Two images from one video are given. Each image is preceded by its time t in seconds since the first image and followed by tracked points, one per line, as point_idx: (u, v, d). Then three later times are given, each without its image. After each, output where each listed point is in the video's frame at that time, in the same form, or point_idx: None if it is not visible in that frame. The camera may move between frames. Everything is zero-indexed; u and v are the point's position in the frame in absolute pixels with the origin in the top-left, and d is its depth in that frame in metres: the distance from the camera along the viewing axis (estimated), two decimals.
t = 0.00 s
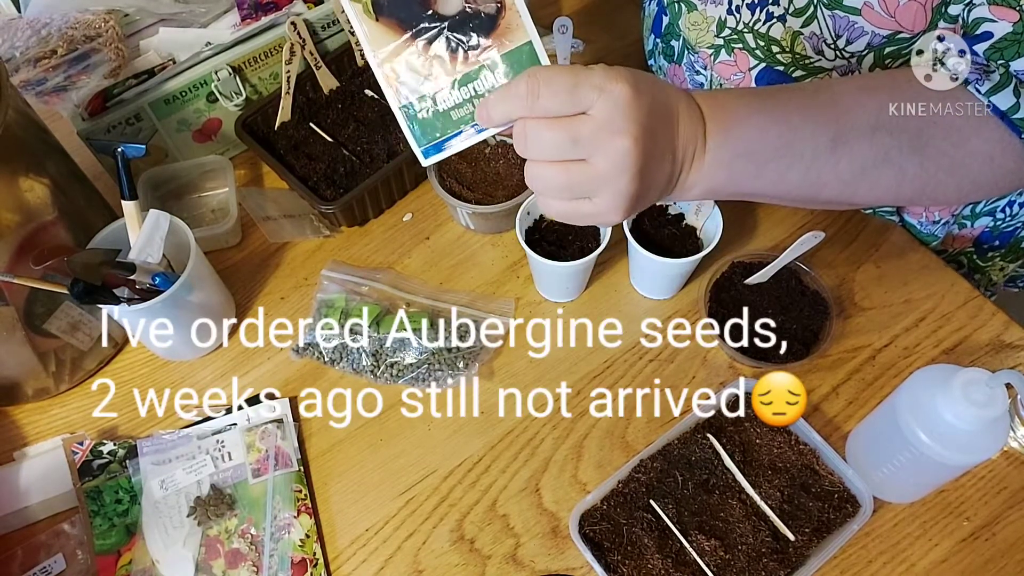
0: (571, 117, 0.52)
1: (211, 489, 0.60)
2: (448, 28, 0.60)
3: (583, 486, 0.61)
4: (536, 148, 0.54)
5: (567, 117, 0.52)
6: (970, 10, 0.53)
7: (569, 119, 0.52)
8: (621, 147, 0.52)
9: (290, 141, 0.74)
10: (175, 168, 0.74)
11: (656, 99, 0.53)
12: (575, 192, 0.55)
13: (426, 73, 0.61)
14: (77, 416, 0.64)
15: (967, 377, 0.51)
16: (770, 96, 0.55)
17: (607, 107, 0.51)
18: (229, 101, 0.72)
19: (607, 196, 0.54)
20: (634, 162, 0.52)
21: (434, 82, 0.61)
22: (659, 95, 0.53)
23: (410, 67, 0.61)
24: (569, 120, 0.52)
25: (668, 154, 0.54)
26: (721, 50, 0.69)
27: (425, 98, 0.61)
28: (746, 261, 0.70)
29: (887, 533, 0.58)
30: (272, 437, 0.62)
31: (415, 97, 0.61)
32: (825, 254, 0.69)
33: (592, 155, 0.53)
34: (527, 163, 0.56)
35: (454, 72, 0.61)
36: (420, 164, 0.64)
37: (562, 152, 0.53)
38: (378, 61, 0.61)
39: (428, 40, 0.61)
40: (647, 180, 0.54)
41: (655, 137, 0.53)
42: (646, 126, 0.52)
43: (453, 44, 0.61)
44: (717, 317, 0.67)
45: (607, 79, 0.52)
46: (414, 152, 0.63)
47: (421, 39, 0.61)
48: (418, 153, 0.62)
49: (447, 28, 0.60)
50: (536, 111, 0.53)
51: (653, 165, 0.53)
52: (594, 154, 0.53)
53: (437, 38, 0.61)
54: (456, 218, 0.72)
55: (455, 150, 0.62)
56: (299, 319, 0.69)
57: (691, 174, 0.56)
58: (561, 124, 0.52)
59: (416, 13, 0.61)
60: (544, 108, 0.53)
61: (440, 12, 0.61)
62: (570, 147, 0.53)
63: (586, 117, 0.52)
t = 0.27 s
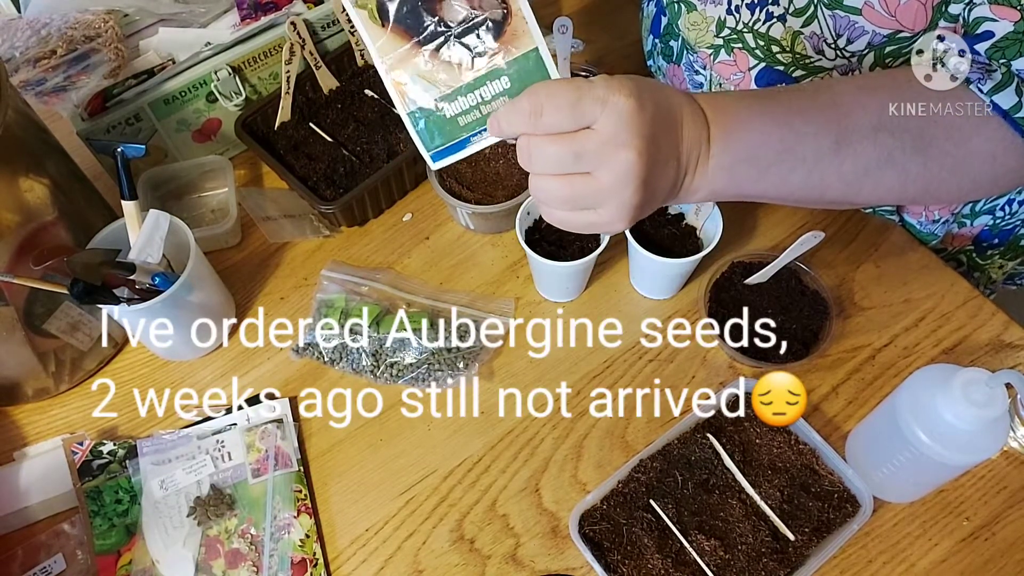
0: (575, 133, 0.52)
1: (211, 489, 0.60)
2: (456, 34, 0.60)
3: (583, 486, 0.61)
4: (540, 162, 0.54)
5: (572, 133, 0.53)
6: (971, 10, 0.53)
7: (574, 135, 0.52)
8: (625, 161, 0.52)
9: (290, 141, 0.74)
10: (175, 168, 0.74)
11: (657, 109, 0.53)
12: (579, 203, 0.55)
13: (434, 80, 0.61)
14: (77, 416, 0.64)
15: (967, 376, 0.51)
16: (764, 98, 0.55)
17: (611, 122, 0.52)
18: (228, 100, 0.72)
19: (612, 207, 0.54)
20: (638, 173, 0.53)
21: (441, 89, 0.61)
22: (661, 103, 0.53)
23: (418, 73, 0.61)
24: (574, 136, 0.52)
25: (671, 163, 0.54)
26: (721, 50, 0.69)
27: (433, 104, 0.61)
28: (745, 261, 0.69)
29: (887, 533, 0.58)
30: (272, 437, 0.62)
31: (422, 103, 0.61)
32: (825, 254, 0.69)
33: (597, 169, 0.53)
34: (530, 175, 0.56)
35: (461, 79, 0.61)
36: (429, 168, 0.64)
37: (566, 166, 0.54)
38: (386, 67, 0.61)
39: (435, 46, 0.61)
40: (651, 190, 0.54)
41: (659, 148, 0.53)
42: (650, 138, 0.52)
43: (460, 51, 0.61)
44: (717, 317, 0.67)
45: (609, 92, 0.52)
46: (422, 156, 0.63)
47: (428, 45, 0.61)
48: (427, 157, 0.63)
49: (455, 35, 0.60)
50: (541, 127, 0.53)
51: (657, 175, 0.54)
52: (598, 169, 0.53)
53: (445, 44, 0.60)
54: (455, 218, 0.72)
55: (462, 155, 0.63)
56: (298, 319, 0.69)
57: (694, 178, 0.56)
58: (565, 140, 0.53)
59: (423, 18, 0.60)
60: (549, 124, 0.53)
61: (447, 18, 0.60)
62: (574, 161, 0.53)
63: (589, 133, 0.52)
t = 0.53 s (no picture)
0: (563, 141, 0.53)
1: (211, 489, 0.60)
2: (454, 40, 0.60)
3: (583, 486, 0.61)
4: (530, 170, 0.55)
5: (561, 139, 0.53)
6: (969, 8, 0.53)
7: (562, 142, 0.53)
8: (614, 169, 0.52)
9: (289, 141, 0.74)
10: (175, 169, 0.74)
11: (647, 114, 0.53)
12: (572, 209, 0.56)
13: (431, 83, 0.61)
14: (77, 416, 0.64)
15: (967, 376, 0.51)
16: (764, 98, 0.55)
17: (597, 131, 0.52)
18: (228, 101, 0.72)
19: (603, 213, 0.55)
20: (627, 179, 0.53)
21: (438, 93, 0.61)
22: (651, 109, 0.53)
23: (416, 75, 0.61)
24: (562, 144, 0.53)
25: (664, 167, 0.54)
26: (720, 50, 0.69)
27: (428, 107, 0.61)
28: (745, 261, 0.69)
29: (886, 533, 0.58)
30: (272, 437, 0.62)
31: (419, 105, 0.61)
32: (825, 254, 0.69)
33: (586, 177, 0.54)
34: (524, 182, 0.57)
35: (457, 85, 0.61)
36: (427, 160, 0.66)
37: (555, 174, 0.54)
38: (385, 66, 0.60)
39: (433, 50, 0.60)
40: (642, 195, 0.55)
41: (649, 154, 0.53)
42: (639, 146, 0.52)
43: (458, 57, 0.60)
44: (717, 317, 0.67)
45: (596, 101, 0.52)
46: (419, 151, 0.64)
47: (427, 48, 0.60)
48: (424, 152, 0.64)
49: (453, 40, 0.60)
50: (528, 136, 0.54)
51: (648, 179, 0.54)
52: (587, 176, 0.54)
53: (442, 49, 0.60)
54: (456, 218, 0.72)
55: (458, 154, 0.64)
56: (299, 319, 0.69)
57: (691, 178, 0.56)
58: (552, 149, 0.53)
59: (422, 23, 0.60)
60: (536, 133, 0.53)
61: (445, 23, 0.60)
62: (563, 170, 0.54)
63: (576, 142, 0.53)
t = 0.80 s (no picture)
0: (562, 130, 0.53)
1: (211, 489, 0.60)
2: (453, 35, 0.60)
3: (583, 486, 0.61)
4: (530, 162, 0.55)
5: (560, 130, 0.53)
6: (970, 8, 0.53)
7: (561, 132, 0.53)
8: (613, 161, 0.52)
9: (289, 141, 0.74)
10: (174, 168, 0.74)
11: (646, 109, 0.53)
12: (571, 202, 0.56)
13: (430, 78, 0.61)
14: (77, 416, 0.64)
15: (967, 377, 0.51)
16: (764, 97, 0.55)
17: (596, 122, 0.52)
18: (228, 100, 0.72)
19: (603, 206, 0.55)
20: (627, 173, 0.53)
21: (438, 87, 0.61)
22: (649, 104, 0.53)
23: (416, 70, 0.61)
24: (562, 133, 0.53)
25: (664, 162, 0.54)
26: (721, 49, 0.69)
27: (429, 102, 0.61)
28: (746, 261, 0.69)
29: (887, 533, 0.58)
30: (272, 437, 0.62)
31: (419, 100, 0.61)
32: (825, 254, 0.69)
33: (585, 169, 0.53)
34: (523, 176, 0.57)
35: (456, 80, 0.61)
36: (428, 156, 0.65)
37: (555, 166, 0.54)
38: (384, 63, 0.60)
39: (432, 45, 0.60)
40: (643, 188, 0.54)
41: (648, 147, 0.53)
42: (638, 139, 0.52)
43: (457, 51, 0.60)
44: (717, 317, 0.67)
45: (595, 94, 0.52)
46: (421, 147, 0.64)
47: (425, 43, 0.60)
48: (426, 148, 0.64)
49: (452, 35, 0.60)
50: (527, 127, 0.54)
51: (648, 173, 0.54)
52: (586, 167, 0.53)
53: (441, 43, 0.60)
54: (456, 218, 0.72)
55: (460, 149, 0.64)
56: (299, 319, 0.69)
57: (689, 175, 0.56)
58: (551, 140, 0.53)
59: (421, 18, 0.60)
60: (534, 124, 0.54)
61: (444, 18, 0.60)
62: (562, 162, 0.54)
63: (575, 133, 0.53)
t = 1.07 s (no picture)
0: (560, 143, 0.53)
1: (211, 489, 0.60)
2: (453, 46, 0.59)
3: (583, 486, 0.61)
4: (529, 174, 0.55)
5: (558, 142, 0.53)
6: (972, 6, 0.53)
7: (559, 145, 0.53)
8: (612, 172, 0.52)
9: (289, 141, 0.74)
10: (174, 168, 0.74)
11: (644, 118, 0.53)
12: (571, 212, 0.56)
13: (431, 88, 0.60)
14: (77, 416, 0.64)
15: (967, 377, 0.51)
16: (765, 98, 0.55)
17: (593, 134, 0.52)
18: (228, 100, 0.72)
19: (603, 216, 0.55)
20: (625, 183, 0.53)
21: (438, 99, 0.60)
22: (648, 112, 0.53)
23: (416, 82, 0.60)
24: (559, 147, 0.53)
25: (664, 169, 0.54)
26: (723, 48, 0.69)
27: (430, 112, 0.61)
28: (746, 261, 0.69)
29: (887, 533, 0.58)
30: (272, 437, 0.62)
31: (420, 111, 0.61)
32: (825, 254, 0.69)
33: (584, 181, 0.54)
34: (523, 187, 0.57)
35: (457, 91, 0.60)
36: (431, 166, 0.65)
37: (554, 178, 0.54)
38: (384, 75, 0.60)
39: (432, 57, 0.60)
40: (642, 197, 0.55)
41: (647, 156, 0.53)
42: (636, 148, 0.52)
43: (457, 62, 0.60)
44: (717, 317, 0.67)
45: (592, 105, 0.52)
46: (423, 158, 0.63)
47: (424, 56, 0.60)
48: (428, 158, 0.63)
49: (452, 47, 0.59)
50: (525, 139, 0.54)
51: (647, 181, 0.54)
52: (585, 180, 0.54)
53: (442, 55, 0.60)
54: (456, 218, 0.72)
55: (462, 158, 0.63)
56: (299, 319, 0.69)
57: (691, 179, 0.56)
58: (549, 152, 0.53)
59: (421, 31, 0.60)
60: (532, 137, 0.54)
61: (443, 31, 0.59)
62: (561, 173, 0.54)
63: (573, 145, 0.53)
